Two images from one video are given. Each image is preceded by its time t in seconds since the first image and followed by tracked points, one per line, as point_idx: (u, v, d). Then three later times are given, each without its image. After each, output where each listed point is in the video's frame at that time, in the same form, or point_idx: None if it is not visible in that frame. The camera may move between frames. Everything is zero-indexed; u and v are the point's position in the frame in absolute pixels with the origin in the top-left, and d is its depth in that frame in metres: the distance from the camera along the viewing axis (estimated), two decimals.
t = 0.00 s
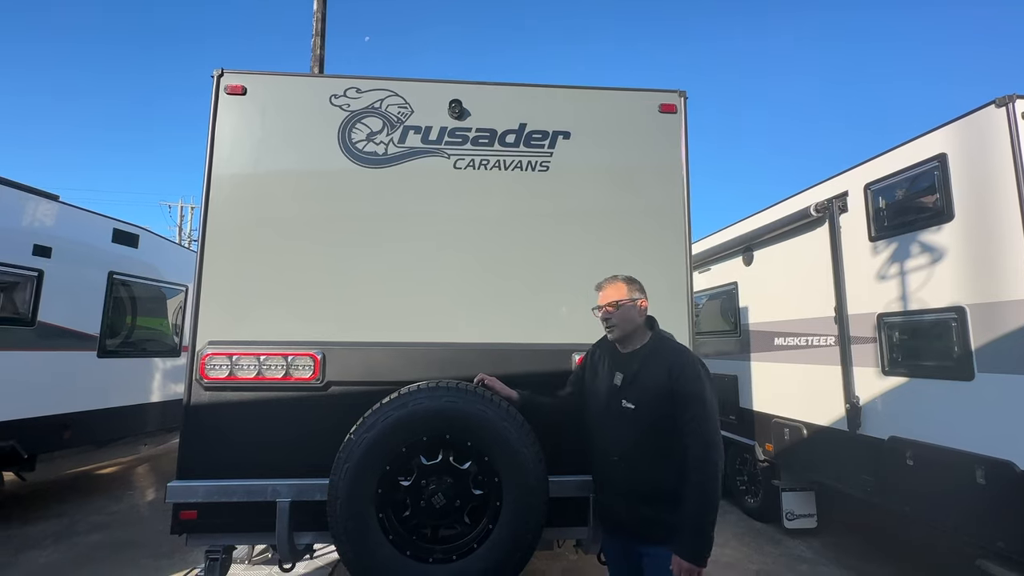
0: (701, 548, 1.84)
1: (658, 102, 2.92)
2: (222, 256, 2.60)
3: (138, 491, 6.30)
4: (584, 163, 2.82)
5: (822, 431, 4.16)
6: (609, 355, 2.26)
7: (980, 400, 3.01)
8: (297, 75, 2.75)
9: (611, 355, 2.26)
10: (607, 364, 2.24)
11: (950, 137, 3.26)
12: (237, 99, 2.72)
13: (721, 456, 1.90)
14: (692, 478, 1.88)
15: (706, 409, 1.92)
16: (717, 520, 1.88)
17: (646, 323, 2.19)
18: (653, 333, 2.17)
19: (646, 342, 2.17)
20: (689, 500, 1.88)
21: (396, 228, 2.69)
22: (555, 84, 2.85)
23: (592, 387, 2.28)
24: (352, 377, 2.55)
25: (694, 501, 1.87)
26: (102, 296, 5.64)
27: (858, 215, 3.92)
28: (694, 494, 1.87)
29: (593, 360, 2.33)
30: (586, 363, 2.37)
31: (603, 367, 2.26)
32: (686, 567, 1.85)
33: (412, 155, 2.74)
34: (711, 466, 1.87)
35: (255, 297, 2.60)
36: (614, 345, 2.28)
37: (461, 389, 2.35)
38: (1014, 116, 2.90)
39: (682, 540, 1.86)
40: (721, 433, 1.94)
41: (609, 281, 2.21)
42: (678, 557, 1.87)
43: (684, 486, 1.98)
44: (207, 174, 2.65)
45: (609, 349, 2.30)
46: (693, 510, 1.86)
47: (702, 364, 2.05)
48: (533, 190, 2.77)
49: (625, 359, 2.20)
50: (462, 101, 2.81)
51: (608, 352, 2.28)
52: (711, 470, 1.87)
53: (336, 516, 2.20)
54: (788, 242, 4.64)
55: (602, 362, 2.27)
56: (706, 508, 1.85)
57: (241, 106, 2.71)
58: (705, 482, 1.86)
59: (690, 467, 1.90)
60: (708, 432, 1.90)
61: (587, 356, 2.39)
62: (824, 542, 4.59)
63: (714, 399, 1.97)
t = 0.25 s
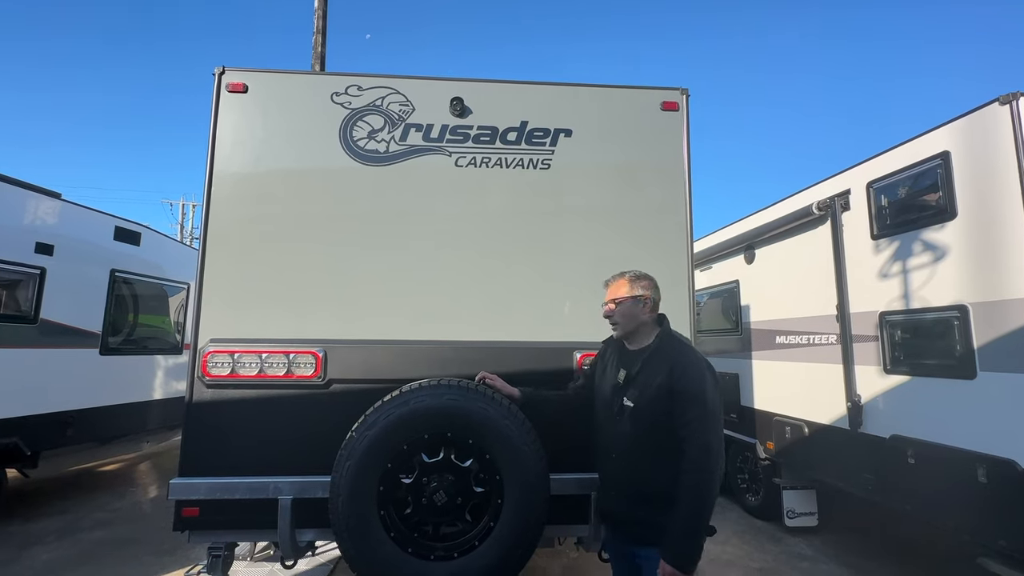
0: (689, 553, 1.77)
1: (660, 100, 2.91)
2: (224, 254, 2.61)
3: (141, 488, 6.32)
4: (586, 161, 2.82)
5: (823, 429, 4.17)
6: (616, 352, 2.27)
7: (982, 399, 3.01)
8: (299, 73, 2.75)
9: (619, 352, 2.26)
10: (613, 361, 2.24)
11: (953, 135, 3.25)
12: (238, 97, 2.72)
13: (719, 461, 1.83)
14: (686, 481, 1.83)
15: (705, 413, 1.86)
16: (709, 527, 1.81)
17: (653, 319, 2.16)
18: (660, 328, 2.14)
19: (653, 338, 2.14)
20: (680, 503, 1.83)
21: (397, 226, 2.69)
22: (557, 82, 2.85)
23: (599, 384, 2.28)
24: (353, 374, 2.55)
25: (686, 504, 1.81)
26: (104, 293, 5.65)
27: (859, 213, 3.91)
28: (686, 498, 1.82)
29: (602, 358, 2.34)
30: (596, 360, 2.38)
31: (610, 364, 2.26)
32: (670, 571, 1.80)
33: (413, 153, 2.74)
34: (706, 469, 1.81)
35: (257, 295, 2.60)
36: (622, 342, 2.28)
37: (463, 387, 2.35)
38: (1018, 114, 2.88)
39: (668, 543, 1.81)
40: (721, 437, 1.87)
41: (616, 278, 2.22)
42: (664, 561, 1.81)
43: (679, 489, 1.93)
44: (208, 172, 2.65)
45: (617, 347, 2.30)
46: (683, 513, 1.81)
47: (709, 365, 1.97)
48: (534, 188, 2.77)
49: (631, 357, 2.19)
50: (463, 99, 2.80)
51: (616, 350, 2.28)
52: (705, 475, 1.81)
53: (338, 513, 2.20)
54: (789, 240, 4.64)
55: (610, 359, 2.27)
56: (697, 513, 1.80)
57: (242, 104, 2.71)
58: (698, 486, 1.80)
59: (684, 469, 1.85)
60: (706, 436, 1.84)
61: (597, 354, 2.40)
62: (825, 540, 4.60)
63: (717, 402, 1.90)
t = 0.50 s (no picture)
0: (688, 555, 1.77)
1: (662, 97, 2.90)
2: (226, 251, 2.61)
3: (144, 484, 6.34)
4: (588, 158, 2.81)
5: (825, 427, 4.16)
6: (626, 349, 2.25)
7: (985, 398, 3.00)
8: (300, 70, 2.75)
9: (629, 351, 2.24)
10: (623, 360, 2.23)
11: (957, 132, 3.23)
12: (240, 94, 2.72)
13: (726, 464, 1.81)
14: (691, 483, 1.82)
15: (714, 416, 1.83)
16: (711, 530, 1.80)
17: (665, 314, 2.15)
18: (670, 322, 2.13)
19: (666, 331, 2.14)
20: (683, 505, 1.81)
21: (399, 224, 2.69)
22: (559, 79, 2.84)
23: (609, 382, 2.28)
24: (356, 372, 2.56)
25: (689, 507, 1.80)
26: (107, 291, 5.66)
27: (863, 211, 3.90)
28: (690, 500, 1.80)
29: (612, 356, 2.33)
30: (606, 357, 2.37)
31: (619, 362, 2.25)
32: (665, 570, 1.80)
33: (415, 150, 2.74)
34: (713, 472, 1.79)
35: (260, 292, 2.60)
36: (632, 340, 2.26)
37: (465, 384, 2.35)
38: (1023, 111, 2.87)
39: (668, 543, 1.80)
40: (729, 441, 1.85)
41: (627, 273, 2.18)
42: (661, 561, 1.81)
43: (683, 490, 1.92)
44: (210, 169, 2.65)
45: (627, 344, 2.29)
46: (686, 515, 1.79)
47: (721, 368, 1.95)
48: (536, 185, 2.77)
49: (641, 355, 2.18)
50: (465, 96, 2.80)
51: (626, 347, 2.26)
52: (711, 478, 1.79)
53: (341, 509, 2.21)
54: (792, 238, 4.63)
55: (620, 358, 2.26)
56: (699, 515, 1.78)
57: (244, 101, 2.71)
58: (702, 489, 1.78)
59: (690, 472, 1.83)
60: (713, 439, 1.82)
61: (606, 351, 2.39)
62: (827, 537, 4.60)
63: (727, 405, 1.88)
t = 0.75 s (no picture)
0: (713, 559, 1.75)
1: (664, 95, 2.90)
2: (228, 248, 2.61)
3: (147, 481, 6.36)
4: (591, 156, 2.80)
5: (827, 425, 4.16)
6: (630, 349, 2.25)
7: (988, 397, 3.00)
8: (302, 67, 2.75)
9: (632, 349, 2.25)
10: (627, 359, 2.23)
11: (961, 129, 3.22)
12: (242, 91, 2.71)
13: (743, 462, 1.80)
14: (709, 484, 1.80)
15: (725, 413, 1.82)
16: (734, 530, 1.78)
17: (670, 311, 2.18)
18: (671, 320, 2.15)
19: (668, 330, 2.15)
20: (702, 507, 1.80)
21: (400, 222, 2.69)
22: (561, 76, 2.84)
23: (612, 381, 2.28)
24: (357, 369, 2.56)
25: (708, 509, 1.78)
26: (109, 288, 5.67)
27: (865, 209, 3.89)
28: (710, 501, 1.78)
29: (614, 354, 2.33)
30: (608, 356, 2.37)
31: (623, 361, 2.25)
32: None
33: (417, 148, 2.74)
34: (730, 472, 1.78)
35: (261, 290, 2.61)
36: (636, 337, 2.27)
37: (466, 382, 2.36)
38: None
39: (692, 549, 1.77)
40: (744, 436, 1.84)
41: (636, 270, 2.13)
42: (689, 567, 1.77)
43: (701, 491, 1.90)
44: (212, 167, 2.65)
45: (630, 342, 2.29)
46: (707, 518, 1.77)
47: (729, 362, 1.94)
48: (538, 183, 2.77)
49: (645, 353, 2.19)
50: (467, 94, 2.79)
51: (630, 345, 2.26)
52: (729, 477, 1.78)
53: (343, 506, 2.22)
54: (794, 236, 4.62)
55: (623, 356, 2.26)
56: (721, 516, 1.77)
57: (246, 99, 2.71)
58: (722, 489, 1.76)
59: (707, 472, 1.82)
60: (728, 435, 1.80)
61: (608, 349, 2.40)
62: (828, 535, 4.60)
63: (738, 399, 1.87)
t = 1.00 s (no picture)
0: (742, 560, 1.74)
1: (668, 91, 2.88)
2: (231, 244, 2.61)
3: (150, 477, 6.38)
4: (594, 153, 2.79)
5: (830, 423, 4.15)
6: (632, 350, 2.22)
7: (993, 395, 2.98)
8: (304, 63, 2.74)
9: (636, 351, 2.22)
10: (631, 361, 2.20)
11: (968, 126, 3.20)
12: (243, 87, 2.71)
13: (763, 459, 1.81)
14: (731, 484, 1.80)
15: (742, 410, 1.83)
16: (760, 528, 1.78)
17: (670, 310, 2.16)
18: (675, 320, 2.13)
19: (672, 332, 2.13)
20: (726, 508, 1.80)
21: (403, 218, 2.68)
22: (564, 72, 2.82)
23: (617, 383, 2.26)
24: (360, 366, 2.56)
25: (733, 509, 1.78)
26: (112, 285, 5.68)
27: (870, 206, 3.88)
28: (734, 500, 1.78)
29: (618, 356, 2.31)
30: (609, 357, 2.35)
31: (626, 364, 2.23)
32: None
33: (419, 144, 2.73)
34: (751, 470, 1.78)
35: (264, 287, 2.60)
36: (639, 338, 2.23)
37: (469, 379, 2.35)
38: None
39: (721, 551, 1.76)
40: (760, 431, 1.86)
41: (634, 271, 2.11)
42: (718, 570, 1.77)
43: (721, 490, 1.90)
44: (214, 163, 2.65)
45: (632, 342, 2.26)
46: (733, 518, 1.77)
47: (737, 357, 1.96)
48: (541, 179, 2.76)
49: (650, 354, 2.15)
50: (469, 90, 2.78)
51: (632, 346, 2.23)
52: (751, 476, 1.78)
53: (346, 503, 2.22)
54: (798, 233, 4.60)
55: (627, 358, 2.23)
56: (746, 515, 1.77)
57: (248, 95, 2.70)
58: (746, 488, 1.77)
59: (728, 472, 1.82)
60: (746, 431, 1.82)
61: (609, 351, 2.37)
62: (831, 533, 4.59)
63: (751, 393, 1.88)
